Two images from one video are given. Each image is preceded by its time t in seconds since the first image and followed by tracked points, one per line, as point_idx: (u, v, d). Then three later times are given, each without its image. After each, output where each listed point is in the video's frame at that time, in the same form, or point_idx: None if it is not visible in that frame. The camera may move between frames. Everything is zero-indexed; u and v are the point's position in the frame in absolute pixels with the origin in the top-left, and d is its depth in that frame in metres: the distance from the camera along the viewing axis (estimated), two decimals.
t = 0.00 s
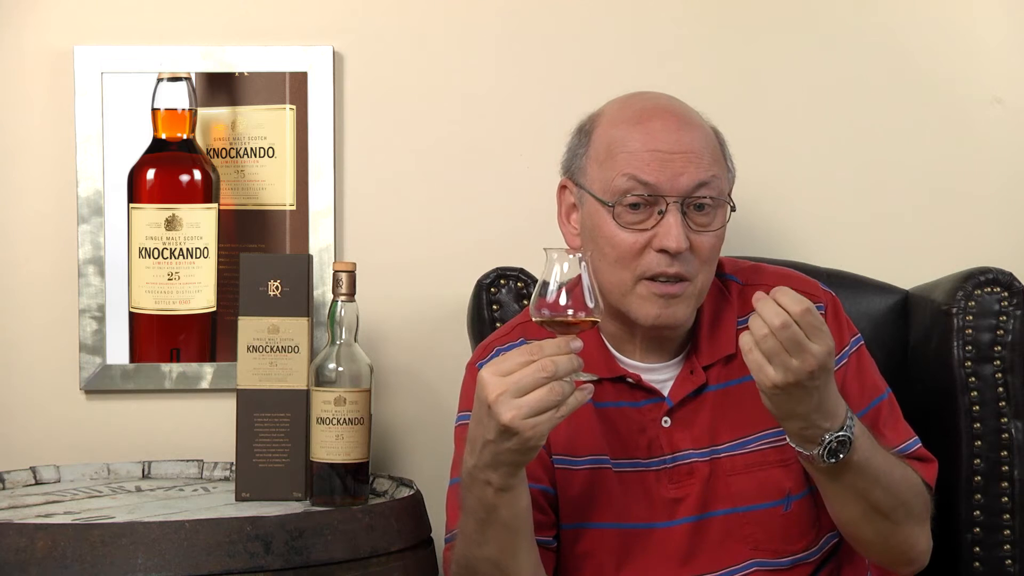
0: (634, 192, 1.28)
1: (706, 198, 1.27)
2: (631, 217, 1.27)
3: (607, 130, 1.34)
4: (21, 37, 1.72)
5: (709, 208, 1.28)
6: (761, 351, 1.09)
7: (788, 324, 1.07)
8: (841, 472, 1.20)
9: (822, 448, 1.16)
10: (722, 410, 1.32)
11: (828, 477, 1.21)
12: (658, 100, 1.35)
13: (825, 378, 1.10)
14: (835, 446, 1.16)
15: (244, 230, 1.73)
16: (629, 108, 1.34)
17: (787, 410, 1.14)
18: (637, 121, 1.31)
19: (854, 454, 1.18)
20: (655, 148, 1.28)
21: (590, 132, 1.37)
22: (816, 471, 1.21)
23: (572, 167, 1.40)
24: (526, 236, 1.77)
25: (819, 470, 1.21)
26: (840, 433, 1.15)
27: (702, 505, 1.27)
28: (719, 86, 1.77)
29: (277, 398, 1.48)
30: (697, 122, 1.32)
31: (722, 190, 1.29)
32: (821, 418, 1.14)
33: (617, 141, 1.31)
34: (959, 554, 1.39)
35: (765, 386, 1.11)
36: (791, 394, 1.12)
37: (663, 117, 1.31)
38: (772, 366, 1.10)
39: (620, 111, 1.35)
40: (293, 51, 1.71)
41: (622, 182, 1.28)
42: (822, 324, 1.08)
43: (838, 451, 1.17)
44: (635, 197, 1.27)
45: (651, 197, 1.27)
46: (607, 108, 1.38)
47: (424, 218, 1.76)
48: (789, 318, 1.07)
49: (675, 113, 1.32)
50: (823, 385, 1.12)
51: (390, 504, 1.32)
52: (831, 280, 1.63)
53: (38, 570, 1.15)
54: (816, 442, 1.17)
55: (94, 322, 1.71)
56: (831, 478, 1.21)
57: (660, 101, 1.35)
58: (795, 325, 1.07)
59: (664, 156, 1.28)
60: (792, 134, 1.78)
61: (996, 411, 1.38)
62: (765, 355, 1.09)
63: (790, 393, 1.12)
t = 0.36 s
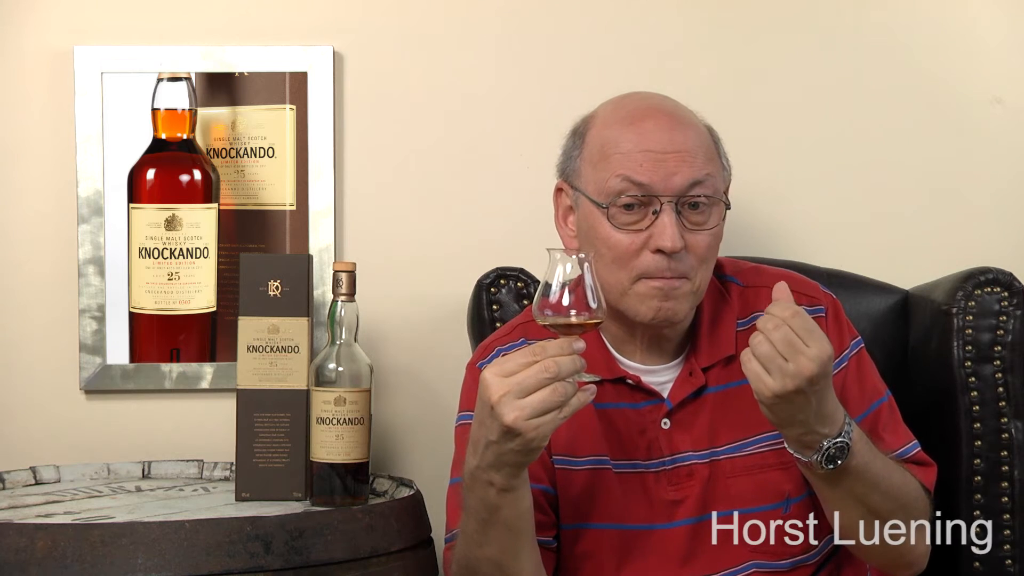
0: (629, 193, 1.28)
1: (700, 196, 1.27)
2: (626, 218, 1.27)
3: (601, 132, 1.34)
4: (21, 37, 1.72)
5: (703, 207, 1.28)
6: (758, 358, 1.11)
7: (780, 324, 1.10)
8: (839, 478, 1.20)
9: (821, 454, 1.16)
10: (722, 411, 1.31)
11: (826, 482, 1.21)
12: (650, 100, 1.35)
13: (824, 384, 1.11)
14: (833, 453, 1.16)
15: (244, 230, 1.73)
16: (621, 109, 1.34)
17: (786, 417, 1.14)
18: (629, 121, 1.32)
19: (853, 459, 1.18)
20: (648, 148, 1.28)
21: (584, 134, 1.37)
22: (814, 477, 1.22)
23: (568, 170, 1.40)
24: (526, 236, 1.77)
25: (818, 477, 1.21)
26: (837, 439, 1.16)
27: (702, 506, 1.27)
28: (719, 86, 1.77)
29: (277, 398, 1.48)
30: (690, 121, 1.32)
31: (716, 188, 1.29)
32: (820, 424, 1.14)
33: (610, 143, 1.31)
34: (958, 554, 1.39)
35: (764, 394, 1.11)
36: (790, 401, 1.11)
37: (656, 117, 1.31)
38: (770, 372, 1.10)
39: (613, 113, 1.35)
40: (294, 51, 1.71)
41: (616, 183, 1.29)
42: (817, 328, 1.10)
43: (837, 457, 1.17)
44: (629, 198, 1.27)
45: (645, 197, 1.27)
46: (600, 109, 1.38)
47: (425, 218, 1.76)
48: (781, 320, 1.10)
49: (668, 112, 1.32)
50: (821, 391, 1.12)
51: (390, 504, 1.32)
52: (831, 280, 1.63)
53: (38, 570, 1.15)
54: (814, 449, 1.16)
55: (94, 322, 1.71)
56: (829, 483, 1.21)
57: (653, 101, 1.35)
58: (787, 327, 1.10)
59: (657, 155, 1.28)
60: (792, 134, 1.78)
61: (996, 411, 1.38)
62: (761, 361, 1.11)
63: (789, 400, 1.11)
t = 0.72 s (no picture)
0: (624, 194, 1.28)
1: (696, 196, 1.27)
2: (621, 219, 1.27)
3: (595, 134, 1.34)
4: (21, 37, 1.72)
5: (699, 206, 1.27)
6: (759, 362, 1.11)
7: (782, 327, 1.10)
8: (838, 480, 1.20)
9: (819, 456, 1.16)
10: (721, 411, 1.31)
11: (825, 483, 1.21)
12: (644, 101, 1.35)
13: (823, 386, 1.11)
14: (832, 455, 1.16)
15: (244, 230, 1.73)
16: (616, 112, 1.34)
17: (785, 420, 1.14)
18: (624, 123, 1.32)
19: (850, 462, 1.18)
20: (642, 150, 1.28)
21: (579, 137, 1.37)
22: (812, 479, 1.22)
23: (564, 172, 1.40)
24: (526, 235, 1.77)
25: (817, 479, 1.21)
26: (836, 441, 1.16)
27: (701, 507, 1.27)
28: (719, 86, 1.77)
29: (277, 397, 1.48)
30: (685, 121, 1.32)
31: (712, 188, 1.29)
32: (818, 426, 1.14)
33: (605, 144, 1.31)
34: (958, 554, 1.39)
35: (764, 398, 1.11)
36: (790, 404, 1.11)
37: (650, 118, 1.31)
38: (770, 376, 1.10)
39: (607, 115, 1.35)
40: (294, 51, 1.71)
41: (611, 185, 1.29)
42: (818, 331, 1.10)
43: (835, 459, 1.17)
44: (624, 199, 1.27)
45: (639, 198, 1.27)
46: (594, 111, 1.39)
47: (425, 218, 1.76)
48: (783, 322, 1.10)
49: (662, 113, 1.32)
50: (821, 394, 1.11)
51: (390, 504, 1.33)
52: (831, 280, 1.63)
53: (38, 570, 1.15)
54: (813, 451, 1.16)
55: (94, 322, 1.71)
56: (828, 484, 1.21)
57: (647, 102, 1.35)
58: (788, 329, 1.10)
59: (652, 156, 1.28)
60: (792, 134, 1.78)
61: (996, 411, 1.38)
62: (762, 365, 1.11)
63: (788, 403, 1.11)
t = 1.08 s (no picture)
0: (618, 194, 1.28)
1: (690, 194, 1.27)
2: (616, 220, 1.27)
3: (588, 136, 1.34)
4: (21, 37, 1.72)
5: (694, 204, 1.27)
6: (759, 358, 1.10)
7: (784, 325, 1.08)
8: (837, 476, 1.20)
9: (818, 452, 1.16)
10: (721, 410, 1.31)
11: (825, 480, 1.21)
12: (635, 101, 1.35)
13: (823, 382, 1.11)
14: (832, 450, 1.16)
15: (244, 230, 1.73)
16: (607, 113, 1.34)
17: (785, 415, 1.14)
18: (615, 124, 1.32)
19: (849, 458, 1.18)
20: (635, 149, 1.29)
21: (572, 140, 1.38)
22: (812, 474, 1.22)
23: (558, 176, 1.40)
24: (526, 235, 1.77)
25: (817, 474, 1.21)
26: (836, 437, 1.16)
27: (701, 506, 1.27)
28: (719, 86, 1.77)
29: (277, 398, 1.48)
30: (676, 120, 1.32)
31: (706, 184, 1.29)
32: (818, 422, 1.14)
33: (598, 146, 1.31)
34: (959, 554, 1.39)
35: (763, 392, 1.11)
36: (789, 400, 1.11)
37: (642, 118, 1.31)
38: (770, 372, 1.10)
39: (599, 116, 1.35)
40: (294, 51, 1.71)
41: (605, 185, 1.29)
42: (820, 329, 1.09)
43: (835, 455, 1.17)
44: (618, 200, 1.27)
45: (633, 198, 1.27)
46: (587, 114, 1.39)
47: (424, 218, 1.76)
48: (785, 321, 1.08)
49: (653, 113, 1.32)
50: (820, 389, 1.12)
51: (390, 504, 1.32)
52: (831, 280, 1.63)
53: (38, 570, 1.15)
54: (812, 447, 1.17)
55: (94, 322, 1.71)
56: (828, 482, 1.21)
57: (638, 102, 1.35)
58: (790, 327, 1.09)
59: (644, 156, 1.28)
60: (792, 134, 1.78)
61: (996, 411, 1.38)
62: (762, 361, 1.10)
63: (788, 399, 1.11)
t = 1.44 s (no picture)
0: (616, 194, 1.28)
1: (688, 193, 1.27)
2: (615, 220, 1.27)
3: (585, 136, 1.34)
4: (21, 37, 1.72)
5: (692, 203, 1.27)
6: (751, 355, 1.11)
7: (772, 320, 1.09)
8: (837, 474, 1.20)
9: (817, 450, 1.16)
10: (720, 409, 1.31)
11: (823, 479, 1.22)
12: (632, 101, 1.35)
13: (817, 378, 1.11)
14: (830, 448, 1.16)
15: (244, 230, 1.73)
16: (604, 114, 1.34)
17: (782, 412, 1.14)
18: (612, 124, 1.32)
19: (849, 455, 1.18)
20: (632, 149, 1.29)
21: (569, 141, 1.38)
22: (810, 472, 1.22)
23: (556, 177, 1.40)
24: (526, 236, 1.77)
25: (815, 473, 1.21)
26: (833, 434, 1.15)
27: (700, 506, 1.27)
28: (719, 86, 1.77)
29: (277, 398, 1.48)
30: (674, 119, 1.32)
31: (704, 183, 1.29)
32: (815, 419, 1.14)
33: (596, 146, 1.32)
34: (958, 554, 1.39)
35: (758, 389, 1.11)
36: (785, 396, 1.11)
37: (639, 117, 1.31)
38: (763, 369, 1.10)
39: (596, 117, 1.35)
40: (294, 51, 1.71)
41: (603, 185, 1.29)
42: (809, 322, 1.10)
43: (833, 452, 1.16)
44: (617, 200, 1.27)
45: (632, 198, 1.27)
46: (584, 115, 1.39)
47: (424, 218, 1.76)
48: (772, 316, 1.10)
49: (650, 112, 1.32)
50: (815, 385, 1.12)
51: (390, 503, 1.33)
52: (831, 280, 1.63)
53: (38, 569, 1.15)
54: (811, 445, 1.16)
55: (94, 322, 1.71)
56: (828, 480, 1.22)
57: (634, 102, 1.35)
58: (779, 322, 1.10)
59: (642, 155, 1.28)
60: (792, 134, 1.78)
61: (996, 411, 1.38)
62: (755, 358, 1.10)
63: (783, 396, 1.12)
